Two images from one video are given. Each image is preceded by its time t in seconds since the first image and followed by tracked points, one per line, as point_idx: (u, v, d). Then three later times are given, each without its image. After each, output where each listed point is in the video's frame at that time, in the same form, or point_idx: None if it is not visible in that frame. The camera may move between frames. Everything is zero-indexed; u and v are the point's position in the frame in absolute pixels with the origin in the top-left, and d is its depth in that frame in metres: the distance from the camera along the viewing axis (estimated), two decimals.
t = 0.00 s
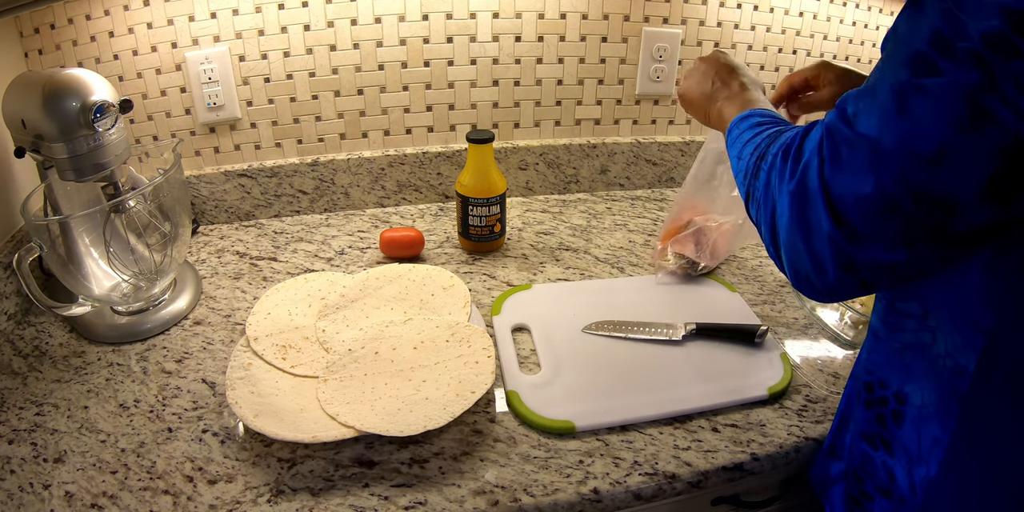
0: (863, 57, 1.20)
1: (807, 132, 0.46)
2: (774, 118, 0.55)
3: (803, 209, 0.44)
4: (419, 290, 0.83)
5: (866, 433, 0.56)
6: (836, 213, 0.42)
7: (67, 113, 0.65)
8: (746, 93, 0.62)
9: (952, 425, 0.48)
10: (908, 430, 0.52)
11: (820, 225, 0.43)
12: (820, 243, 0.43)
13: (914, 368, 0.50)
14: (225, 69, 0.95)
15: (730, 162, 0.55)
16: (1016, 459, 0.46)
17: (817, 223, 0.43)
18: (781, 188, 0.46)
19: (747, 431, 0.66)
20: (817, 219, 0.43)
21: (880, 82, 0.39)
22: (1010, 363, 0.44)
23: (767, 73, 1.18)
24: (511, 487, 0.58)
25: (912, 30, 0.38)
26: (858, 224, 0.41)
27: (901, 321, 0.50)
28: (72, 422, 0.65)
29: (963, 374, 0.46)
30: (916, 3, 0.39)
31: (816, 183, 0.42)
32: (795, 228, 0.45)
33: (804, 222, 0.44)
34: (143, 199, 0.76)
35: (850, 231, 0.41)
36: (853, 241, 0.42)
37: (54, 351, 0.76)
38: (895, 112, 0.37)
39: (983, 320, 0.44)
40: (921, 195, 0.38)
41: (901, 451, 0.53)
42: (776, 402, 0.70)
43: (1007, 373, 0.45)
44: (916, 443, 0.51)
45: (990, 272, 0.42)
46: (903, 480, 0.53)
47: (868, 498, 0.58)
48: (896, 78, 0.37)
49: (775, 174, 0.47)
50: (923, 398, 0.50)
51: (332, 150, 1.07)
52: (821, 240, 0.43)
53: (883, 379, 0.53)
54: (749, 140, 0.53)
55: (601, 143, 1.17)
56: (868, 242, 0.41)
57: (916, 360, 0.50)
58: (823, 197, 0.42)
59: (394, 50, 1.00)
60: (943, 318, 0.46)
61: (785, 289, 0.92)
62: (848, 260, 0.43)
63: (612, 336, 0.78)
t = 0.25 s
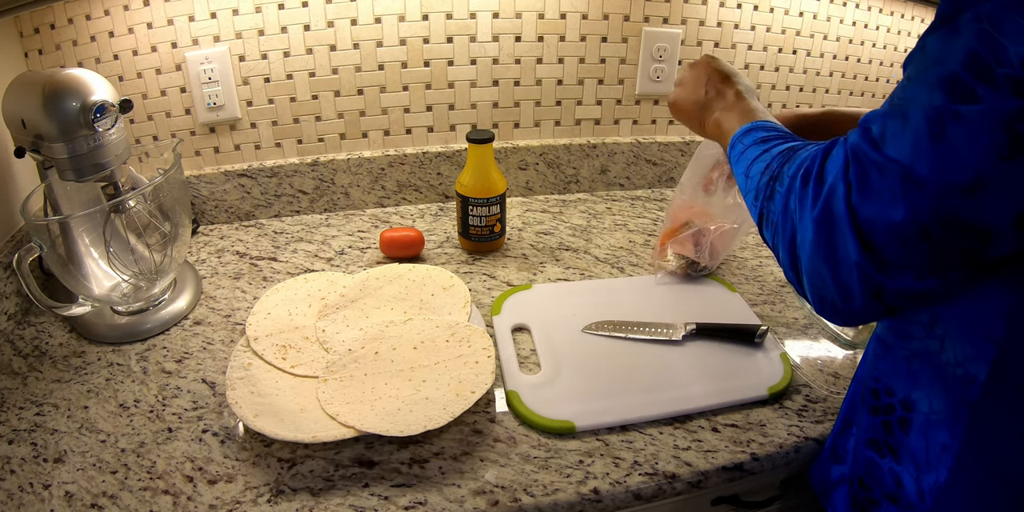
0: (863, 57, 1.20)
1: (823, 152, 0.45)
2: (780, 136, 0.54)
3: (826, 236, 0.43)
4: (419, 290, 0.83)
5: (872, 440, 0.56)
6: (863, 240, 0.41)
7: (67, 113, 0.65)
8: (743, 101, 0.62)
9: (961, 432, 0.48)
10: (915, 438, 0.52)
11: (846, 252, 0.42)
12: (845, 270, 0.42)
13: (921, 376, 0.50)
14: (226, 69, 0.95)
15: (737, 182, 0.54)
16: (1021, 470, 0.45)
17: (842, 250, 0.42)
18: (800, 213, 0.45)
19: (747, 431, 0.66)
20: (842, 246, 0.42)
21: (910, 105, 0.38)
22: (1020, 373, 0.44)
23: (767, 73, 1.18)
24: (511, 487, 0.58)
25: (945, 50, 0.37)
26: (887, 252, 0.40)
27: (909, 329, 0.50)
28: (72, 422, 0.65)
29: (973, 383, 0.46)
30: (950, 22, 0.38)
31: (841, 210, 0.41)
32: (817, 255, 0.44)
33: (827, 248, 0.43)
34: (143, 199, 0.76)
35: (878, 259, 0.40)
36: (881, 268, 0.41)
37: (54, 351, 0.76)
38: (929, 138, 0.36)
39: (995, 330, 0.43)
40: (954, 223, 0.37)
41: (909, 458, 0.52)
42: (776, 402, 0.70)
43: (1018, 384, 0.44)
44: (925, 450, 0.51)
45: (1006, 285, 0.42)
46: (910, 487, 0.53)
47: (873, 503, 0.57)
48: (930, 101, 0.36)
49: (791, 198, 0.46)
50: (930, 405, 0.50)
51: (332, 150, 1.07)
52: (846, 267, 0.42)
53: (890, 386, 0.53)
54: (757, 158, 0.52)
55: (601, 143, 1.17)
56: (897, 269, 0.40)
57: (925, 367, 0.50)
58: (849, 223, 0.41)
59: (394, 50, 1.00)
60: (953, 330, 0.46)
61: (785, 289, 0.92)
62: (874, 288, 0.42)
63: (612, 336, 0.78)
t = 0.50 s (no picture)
0: (863, 57, 1.20)
1: (825, 192, 0.45)
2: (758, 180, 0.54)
3: (842, 274, 0.42)
4: (419, 290, 0.83)
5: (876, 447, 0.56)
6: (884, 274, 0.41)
7: (67, 113, 0.65)
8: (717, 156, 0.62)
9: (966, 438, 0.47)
10: (919, 444, 0.51)
11: (866, 288, 0.42)
12: (865, 305, 0.42)
13: (925, 384, 0.50)
14: (226, 69, 0.95)
15: (729, 232, 0.53)
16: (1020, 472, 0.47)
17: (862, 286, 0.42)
18: (809, 252, 0.44)
19: (747, 431, 0.66)
20: (862, 283, 0.42)
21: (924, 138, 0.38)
22: None
23: (767, 73, 1.18)
24: (511, 487, 0.58)
25: (960, 77, 0.38)
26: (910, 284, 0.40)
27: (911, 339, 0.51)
28: (72, 422, 0.65)
29: (976, 391, 0.46)
30: (959, 47, 0.39)
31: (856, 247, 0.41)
32: (833, 293, 0.43)
33: (849, 289, 0.42)
34: (143, 199, 0.76)
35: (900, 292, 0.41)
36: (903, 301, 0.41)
37: (54, 351, 0.76)
38: (953, 174, 0.37)
39: (1000, 337, 0.43)
40: (979, 254, 0.38)
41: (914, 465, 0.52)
42: (776, 402, 0.70)
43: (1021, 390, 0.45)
44: (929, 455, 0.51)
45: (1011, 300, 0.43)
46: (914, 493, 0.53)
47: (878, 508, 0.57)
48: (949, 133, 0.37)
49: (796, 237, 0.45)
50: (934, 413, 0.50)
51: (332, 150, 1.07)
52: (866, 302, 0.42)
53: (893, 393, 0.53)
54: (747, 207, 0.51)
55: (601, 143, 1.17)
56: (921, 300, 0.41)
57: (928, 374, 0.50)
58: (867, 260, 0.41)
59: (394, 50, 1.00)
60: (957, 340, 0.46)
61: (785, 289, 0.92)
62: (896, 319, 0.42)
63: (612, 336, 0.78)
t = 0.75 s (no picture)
0: (863, 57, 1.20)
1: (793, 178, 0.47)
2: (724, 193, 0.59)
3: (809, 254, 0.44)
4: (419, 290, 0.83)
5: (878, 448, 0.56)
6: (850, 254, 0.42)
7: (67, 113, 0.65)
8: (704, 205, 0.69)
9: (965, 438, 0.47)
10: (920, 444, 0.52)
11: (832, 267, 0.43)
12: (831, 283, 0.44)
13: (923, 384, 0.50)
14: (225, 70, 0.95)
15: (708, 228, 0.57)
16: None
17: (827, 265, 0.44)
18: (778, 236, 0.46)
19: (747, 431, 0.66)
20: (827, 262, 0.43)
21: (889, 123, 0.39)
22: None
23: (767, 73, 1.18)
24: (511, 487, 0.58)
25: (930, 65, 0.38)
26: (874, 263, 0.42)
27: (910, 340, 0.51)
28: (72, 422, 0.65)
29: (974, 391, 0.46)
30: (933, 37, 0.38)
31: (821, 228, 0.43)
32: (802, 273, 0.45)
33: (814, 265, 0.44)
34: (143, 199, 0.76)
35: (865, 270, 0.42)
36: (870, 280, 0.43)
37: (54, 351, 0.76)
38: (913, 154, 0.38)
39: (997, 336, 0.44)
40: (942, 233, 0.39)
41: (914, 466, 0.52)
42: (776, 402, 0.70)
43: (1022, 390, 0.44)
44: (929, 455, 0.51)
45: (1000, 293, 0.43)
46: (916, 493, 0.53)
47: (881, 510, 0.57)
48: (914, 118, 0.38)
49: (767, 223, 0.48)
50: (933, 412, 0.50)
51: (332, 150, 1.07)
52: (834, 281, 0.44)
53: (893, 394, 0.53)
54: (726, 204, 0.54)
55: (601, 143, 1.17)
56: (888, 278, 0.42)
57: (927, 373, 0.50)
58: (830, 240, 0.43)
59: (394, 50, 1.00)
60: (956, 339, 0.46)
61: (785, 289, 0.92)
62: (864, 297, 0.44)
63: (612, 336, 0.78)
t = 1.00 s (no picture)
0: (863, 57, 1.20)
1: (785, 175, 0.48)
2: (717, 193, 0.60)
3: (803, 249, 0.45)
4: (419, 290, 0.83)
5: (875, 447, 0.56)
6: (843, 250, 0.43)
7: (67, 113, 0.65)
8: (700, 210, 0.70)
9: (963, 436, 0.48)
10: (917, 443, 0.52)
11: (825, 262, 0.44)
12: (824, 278, 0.45)
13: (919, 383, 0.50)
14: (226, 70, 0.95)
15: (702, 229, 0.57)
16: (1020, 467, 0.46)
17: (820, 260, 0.44)
18: (771, 232, 0.47)
19: (747, 431, 0.66)
20: (820, 257, 0.44)
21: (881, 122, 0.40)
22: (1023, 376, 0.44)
23: (767, 73, 1.18)
24: (511, 487, 0.58)
25: (922, 66, 0.39)
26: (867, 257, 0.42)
27: (905, 339, 0.50)
28: (72, 422, 0.65)
29: (971, 389, 0.46)
30: (925, 39, 0.40)
31: (813, 223, 0.44)
32: (796, 268, 0.46)
33: (808, 260, 0.45)
34: (143, 199, 0.76)
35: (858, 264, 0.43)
36: (862, 275, 0.44)
37: (54, 351, 0.76)
38: (906, 151, 0.39)
39: (993, 335, 0.44)
40: (933, 228, 0.40)
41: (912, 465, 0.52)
42: (776, 402, 0.70)
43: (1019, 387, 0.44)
44: (927, 454, 0.51)
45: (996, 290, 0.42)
46: (914, 492, 0.53)
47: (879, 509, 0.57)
48: (906, 116, 0.39)
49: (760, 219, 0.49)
50: (930, 411, 0.50)
51: (332, 150, 1.07)
52: (827, 276, 0.45)
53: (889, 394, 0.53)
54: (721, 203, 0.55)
55: (601, 143, 1.17)
56: (880, 273, 0.43)
57: (923, 373, 0.50)
58: (824, 236, 0.43)
59: (394, 50, 1.00)
60: (951, 339, 0.46)
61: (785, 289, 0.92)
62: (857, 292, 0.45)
63: (612, 336, 0.78)
